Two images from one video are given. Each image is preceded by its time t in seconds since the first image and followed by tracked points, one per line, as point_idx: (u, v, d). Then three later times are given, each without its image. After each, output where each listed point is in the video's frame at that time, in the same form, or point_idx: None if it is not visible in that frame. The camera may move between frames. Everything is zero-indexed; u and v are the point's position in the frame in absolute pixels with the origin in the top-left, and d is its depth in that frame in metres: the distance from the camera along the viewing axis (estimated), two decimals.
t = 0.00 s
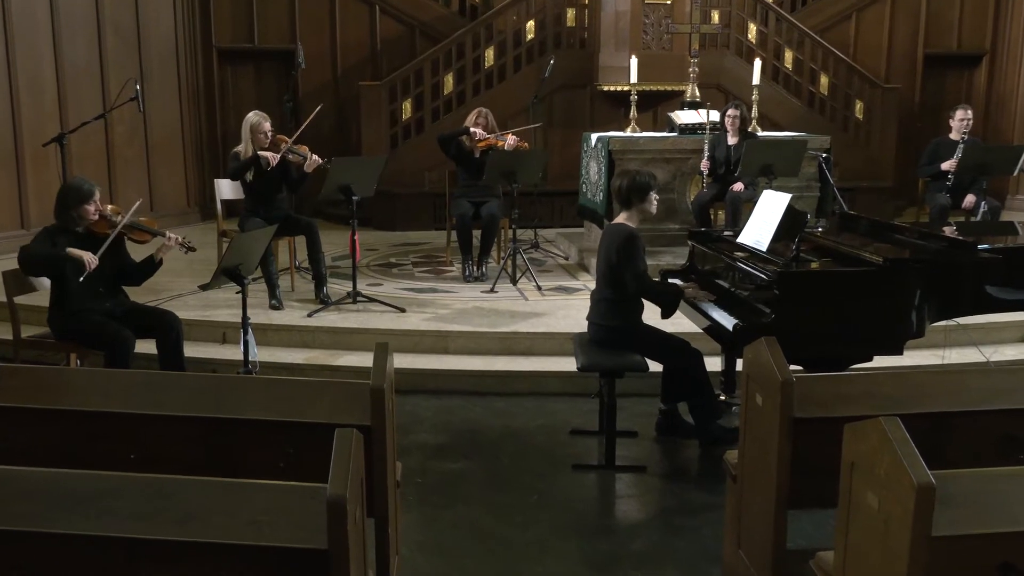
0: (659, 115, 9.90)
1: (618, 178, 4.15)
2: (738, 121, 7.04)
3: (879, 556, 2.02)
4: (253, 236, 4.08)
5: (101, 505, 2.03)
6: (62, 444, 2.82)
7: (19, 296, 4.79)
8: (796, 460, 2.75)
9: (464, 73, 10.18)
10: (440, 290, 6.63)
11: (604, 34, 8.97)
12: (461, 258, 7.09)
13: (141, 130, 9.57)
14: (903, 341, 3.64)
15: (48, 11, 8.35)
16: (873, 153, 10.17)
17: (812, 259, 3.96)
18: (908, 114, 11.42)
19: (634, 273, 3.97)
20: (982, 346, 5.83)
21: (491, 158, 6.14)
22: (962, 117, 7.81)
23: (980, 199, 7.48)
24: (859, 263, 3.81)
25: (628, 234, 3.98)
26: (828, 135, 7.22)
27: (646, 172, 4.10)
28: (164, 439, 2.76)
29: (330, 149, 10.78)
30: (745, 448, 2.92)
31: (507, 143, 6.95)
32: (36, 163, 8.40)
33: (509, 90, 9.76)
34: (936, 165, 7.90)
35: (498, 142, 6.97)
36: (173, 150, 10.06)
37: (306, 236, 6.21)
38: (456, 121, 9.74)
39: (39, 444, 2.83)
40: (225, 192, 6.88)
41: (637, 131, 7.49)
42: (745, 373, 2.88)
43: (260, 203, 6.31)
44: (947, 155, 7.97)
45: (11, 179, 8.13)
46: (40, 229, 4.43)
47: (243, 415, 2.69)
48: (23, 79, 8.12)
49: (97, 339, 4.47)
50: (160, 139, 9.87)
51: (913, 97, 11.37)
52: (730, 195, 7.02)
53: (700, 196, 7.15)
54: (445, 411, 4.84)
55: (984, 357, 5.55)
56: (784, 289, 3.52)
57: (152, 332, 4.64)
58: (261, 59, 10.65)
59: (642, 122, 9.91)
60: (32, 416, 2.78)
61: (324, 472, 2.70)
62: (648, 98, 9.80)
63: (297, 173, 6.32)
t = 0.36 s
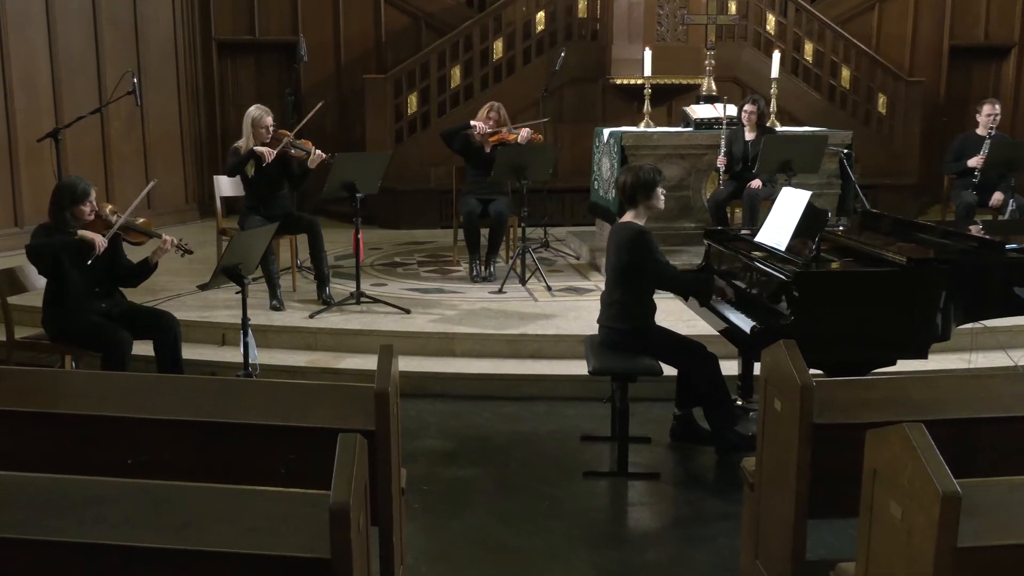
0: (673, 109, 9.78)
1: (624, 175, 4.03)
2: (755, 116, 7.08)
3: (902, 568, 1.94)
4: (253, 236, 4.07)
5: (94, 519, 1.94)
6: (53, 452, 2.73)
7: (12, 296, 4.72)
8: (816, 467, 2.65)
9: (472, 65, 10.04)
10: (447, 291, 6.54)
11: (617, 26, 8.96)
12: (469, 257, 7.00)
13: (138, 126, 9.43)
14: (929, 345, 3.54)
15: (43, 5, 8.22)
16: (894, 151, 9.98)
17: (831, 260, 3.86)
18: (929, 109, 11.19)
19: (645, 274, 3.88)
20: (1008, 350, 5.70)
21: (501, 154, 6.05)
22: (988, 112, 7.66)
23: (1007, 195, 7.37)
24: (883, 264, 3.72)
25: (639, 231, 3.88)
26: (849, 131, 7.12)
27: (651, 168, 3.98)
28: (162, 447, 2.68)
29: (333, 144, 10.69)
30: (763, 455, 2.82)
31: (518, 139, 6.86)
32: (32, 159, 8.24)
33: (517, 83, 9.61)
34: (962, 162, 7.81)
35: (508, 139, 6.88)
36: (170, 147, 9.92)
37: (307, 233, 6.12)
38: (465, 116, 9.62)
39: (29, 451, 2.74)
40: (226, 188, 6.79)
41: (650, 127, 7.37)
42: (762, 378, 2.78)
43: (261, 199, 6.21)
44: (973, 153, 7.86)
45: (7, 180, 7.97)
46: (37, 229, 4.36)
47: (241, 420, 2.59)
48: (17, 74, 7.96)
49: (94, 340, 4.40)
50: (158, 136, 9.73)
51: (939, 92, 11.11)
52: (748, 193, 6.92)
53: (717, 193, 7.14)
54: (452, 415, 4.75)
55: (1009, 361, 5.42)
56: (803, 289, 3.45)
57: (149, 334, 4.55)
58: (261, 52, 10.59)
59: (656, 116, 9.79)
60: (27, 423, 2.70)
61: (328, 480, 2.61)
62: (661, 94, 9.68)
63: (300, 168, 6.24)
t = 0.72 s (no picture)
0: (687, 104, 9.64)
1: (638, 174, 3.94)
2: (773, 112, 6.86)
3: None
4: (255, 233, 4.02)
5: (85, 534, 1.86)
6: (48, 458, 2.66)
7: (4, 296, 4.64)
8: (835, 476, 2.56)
9: (479, 58, 9.94)
10: (453, 292, 6.45)
11: (629, 18, 8.84)
12: (476, 257, 6.91)
13: (134, 120, 9.36)
14: (953, 349, 3.46)
15: None
16: (917, 147, 9.85)
17: (852, 261, 3.77)
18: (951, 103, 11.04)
19: (657, 273, 3.77)
20: None
21: (510, 150, 5.96)
22: (1016, 107, 7.56)
23: None
24: (905, 265, 3.64)
25: (651, 234, 3.80)
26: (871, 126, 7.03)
27: (668, 168, 3.88)
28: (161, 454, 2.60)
29: (335, 138, 10.57)
30: (781, 462, 2.72)
31: (526, 138, 6.78)
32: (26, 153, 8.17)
33: (526, 76, 9.50)
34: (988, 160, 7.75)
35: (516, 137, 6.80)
36: (169, 143, 9.86)
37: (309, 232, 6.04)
38: (473, 111, 9.55)
39: (21, 458, 2.67)
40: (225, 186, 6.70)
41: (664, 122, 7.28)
42: (781, 383, 2.68)
43: (262, 197, 6.13)
44: (1000, 149, 7.76)
45: None
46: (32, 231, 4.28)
47: (242, 425, 2.51)
48: (9, 68, 7.89)
49: (91, 344, 4.33)
50: (155, 133, 9.66)
51: (963, 87, 10.95)
52: (764, 190, 6.79)
53: (732, 191, 6.91)
54: (459, 420, 4.67)
55: None
56: (822, 291, 3.38)
57: (147, 338, 4.49)
58: (261, 44, 10.47)
59: (669, 112, 9.67)
60: (23, 427, 2.62)
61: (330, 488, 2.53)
62: (674, 89, 9.56)
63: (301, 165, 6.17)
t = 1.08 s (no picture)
0: (706, 98, 9.55)
1: (654, 171, 3.87)
2: (796, 107, 6.71)
3: None
4: (258, 233, 3.94)
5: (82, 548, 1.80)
6: (45, 464, 2.60)
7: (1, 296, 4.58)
8: (858, 485, 2.47)
9: (490, 52, 9.84)
10: (463, 293, 6.37)
11: (645, 11, 8.72)
12: (487, 258, 6.83)
13: (134, 116, 9.31)
14: (982, 355, 3.37)
15: None
16: (944, 144, 9.61)
17: (876, 262, 3.68)
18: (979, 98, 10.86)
19: (674, 274, 3.68)
20: None
21: (521, 148, 5.88)
22: None
23: None
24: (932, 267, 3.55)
25: (669, 233, 3.69)
26: (895, 122, 6.88)
27: (685, 165, 3.81)
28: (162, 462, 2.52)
29: (339, 133, 10.56)
30: (802, 471, 2.63)
31: (541, 134, 6.70)
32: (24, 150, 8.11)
33: (538, 70, 9.39)
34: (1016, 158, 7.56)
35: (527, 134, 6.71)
36: (169, 142, 9.81)
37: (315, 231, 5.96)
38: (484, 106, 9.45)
39: (17, 464, 2.60)
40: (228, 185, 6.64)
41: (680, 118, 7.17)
42: (802, 388, 2.59)
43: (263, 195, 6.07)
44: None
45: None
46: (36, 224, 4.26)
47: (245, 430, 2.43)
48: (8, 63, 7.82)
49: (88, 347, 4.26)
50: (155, 129, 9.60)
51: (992, 81, 10.78)
52: (785, 189, 6.69)
53: (752, 189, 6.88)
54: (469, 426, 4.59)
55: None
56: (846, 293, 3.29)
57: (148, 342, 4.43)
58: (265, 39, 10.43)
59: (686, 107, 9.54)
60: (19, 431, 2.54)
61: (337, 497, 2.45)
62: (691, 83, 9.43)
63: (304, 162, 6.12)
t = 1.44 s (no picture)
0: (724, 92, 9.48)
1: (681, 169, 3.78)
2: (818, 102, 6.58)
3: None
4: (258, 232, 3.86)
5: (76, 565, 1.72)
6: (38, 474, 2.52)
7: None
8: (883, 498, 2.38)
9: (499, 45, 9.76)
10: (472, 294, 6.29)
11: (661, 4, 8.63)
12: (495, 258, 6.75)
13: (133, 111, 9.24)
14: (1006, 359, 3.31)
15: None
16: (971, 141, 9.45)
17: (900, 262, 3.59)
18: (1008, 92, 10.71)
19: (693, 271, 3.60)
20: None
21: (530, 144, 5.80)
22: None
23: None
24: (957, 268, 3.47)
25: (691, 233, 3.62)
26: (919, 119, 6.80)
27: (713, 163, 3.71)
28: (163, 474, 2.44)
29: (343, 127, 10.49)
30: (823, 479, 2.55)
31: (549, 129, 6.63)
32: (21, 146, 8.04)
33: (549, 62, 9.30)
34: None
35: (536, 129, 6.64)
36: (166, 138, 9.72)
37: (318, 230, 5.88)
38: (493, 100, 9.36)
39: (10, 472, 2.53)
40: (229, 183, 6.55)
41: (697, 112, 7.08)
42: (822, 393, 2.51)
43: (266, 192, 6.00)
44: None
45: None
46: (33, 221, 4.17)
47: (247, 437, 2.35)
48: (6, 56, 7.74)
49: (87, 346, 4.20)
50: (153, 125, 9.52)
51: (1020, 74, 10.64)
52: (805, 187, 6.60)
53: (770, 187, 6.70)
54: (477, 432, 4.51)
55: None
56: (868, 294, 3.24)
57: (145, 343, 4.36)
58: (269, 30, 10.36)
59: (704, 102, 9.45)
60: (12, 438, 2.47)
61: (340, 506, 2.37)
62: (707, 77, 9.35)
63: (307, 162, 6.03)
